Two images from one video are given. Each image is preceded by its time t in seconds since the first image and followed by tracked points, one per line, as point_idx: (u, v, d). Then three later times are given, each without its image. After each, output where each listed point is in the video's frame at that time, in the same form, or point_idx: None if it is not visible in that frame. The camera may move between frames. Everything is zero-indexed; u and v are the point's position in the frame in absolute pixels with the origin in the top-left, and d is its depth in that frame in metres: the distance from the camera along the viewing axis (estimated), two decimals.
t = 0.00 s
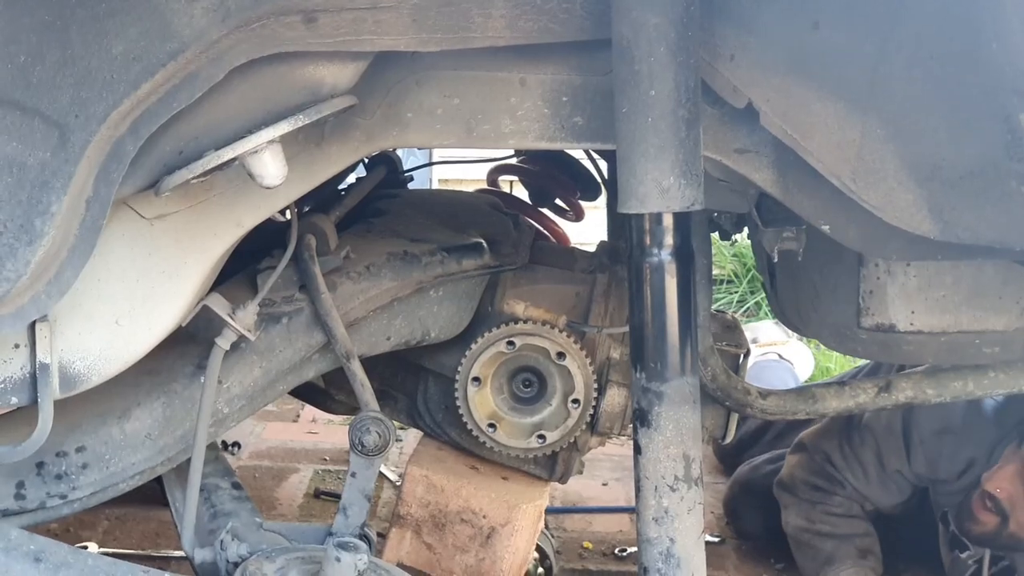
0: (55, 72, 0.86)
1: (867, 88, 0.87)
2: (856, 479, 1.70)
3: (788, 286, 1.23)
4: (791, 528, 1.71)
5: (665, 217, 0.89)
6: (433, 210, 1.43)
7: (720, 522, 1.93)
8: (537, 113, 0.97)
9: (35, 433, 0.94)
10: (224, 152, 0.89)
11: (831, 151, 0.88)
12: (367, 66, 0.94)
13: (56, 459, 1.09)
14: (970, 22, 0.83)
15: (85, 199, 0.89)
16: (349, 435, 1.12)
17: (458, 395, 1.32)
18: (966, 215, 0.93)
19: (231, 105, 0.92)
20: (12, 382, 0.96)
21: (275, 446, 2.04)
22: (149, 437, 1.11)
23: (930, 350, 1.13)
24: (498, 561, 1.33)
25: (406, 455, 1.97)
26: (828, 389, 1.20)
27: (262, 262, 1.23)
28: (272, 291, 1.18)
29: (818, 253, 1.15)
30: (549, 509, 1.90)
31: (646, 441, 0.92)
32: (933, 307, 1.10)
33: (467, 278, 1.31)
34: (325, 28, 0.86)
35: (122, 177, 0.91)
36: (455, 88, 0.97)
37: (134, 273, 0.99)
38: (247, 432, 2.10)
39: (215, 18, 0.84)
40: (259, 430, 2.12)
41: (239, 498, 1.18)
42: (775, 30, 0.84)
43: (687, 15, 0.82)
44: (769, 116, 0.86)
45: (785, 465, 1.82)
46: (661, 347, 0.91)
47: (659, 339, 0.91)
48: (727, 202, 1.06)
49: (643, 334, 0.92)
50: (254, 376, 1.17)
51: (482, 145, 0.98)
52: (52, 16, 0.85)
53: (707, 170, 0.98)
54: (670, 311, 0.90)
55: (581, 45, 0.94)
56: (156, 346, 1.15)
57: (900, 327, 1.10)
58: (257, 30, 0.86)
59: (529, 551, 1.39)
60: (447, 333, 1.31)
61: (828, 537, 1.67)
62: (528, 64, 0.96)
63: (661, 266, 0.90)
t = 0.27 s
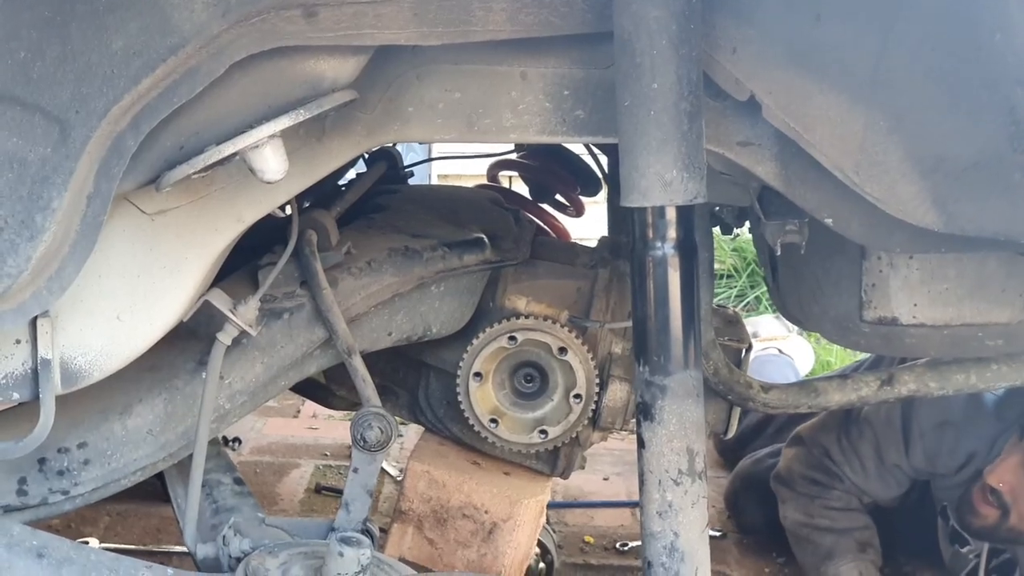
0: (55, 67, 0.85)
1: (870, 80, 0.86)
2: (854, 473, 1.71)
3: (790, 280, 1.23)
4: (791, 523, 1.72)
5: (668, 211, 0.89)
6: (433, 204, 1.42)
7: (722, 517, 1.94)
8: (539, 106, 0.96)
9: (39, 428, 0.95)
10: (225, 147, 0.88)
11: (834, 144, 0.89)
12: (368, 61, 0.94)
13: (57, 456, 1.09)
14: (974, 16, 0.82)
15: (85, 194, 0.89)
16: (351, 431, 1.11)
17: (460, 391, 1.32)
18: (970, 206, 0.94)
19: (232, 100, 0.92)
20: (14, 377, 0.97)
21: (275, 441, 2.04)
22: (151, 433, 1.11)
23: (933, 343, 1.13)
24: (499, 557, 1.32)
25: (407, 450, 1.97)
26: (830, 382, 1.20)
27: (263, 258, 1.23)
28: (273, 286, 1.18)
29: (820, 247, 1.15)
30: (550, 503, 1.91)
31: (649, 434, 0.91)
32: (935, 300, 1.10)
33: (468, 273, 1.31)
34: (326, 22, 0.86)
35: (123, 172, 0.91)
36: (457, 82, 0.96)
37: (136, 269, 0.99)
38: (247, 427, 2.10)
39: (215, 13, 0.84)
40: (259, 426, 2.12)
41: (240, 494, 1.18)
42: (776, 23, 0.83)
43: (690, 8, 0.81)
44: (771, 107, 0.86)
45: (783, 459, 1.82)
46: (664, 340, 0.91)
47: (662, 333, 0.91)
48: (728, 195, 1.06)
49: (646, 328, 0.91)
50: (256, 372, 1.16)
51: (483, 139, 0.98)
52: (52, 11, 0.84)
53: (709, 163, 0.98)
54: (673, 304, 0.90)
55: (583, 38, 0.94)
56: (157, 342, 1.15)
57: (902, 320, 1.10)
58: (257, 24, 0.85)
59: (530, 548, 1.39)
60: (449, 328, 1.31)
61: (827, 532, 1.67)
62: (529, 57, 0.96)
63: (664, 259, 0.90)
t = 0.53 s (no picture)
0: (58, 52, 0.85)
1: (878, 70, 0.86)
2: (852, 470, 1.70)
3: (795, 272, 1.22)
4: (788, 519, 1.70)
5: (675, 199, 0.88)
6: (436, 195, 1.41)
7: (722, 510, 1.95)
8: (545, 94, 0.96)
9: (41, 414, 0.95)
10: (229, 132, 0.88)
11: (843, 133, 0.87)
12: (373, 47, 0.93)
13: (58, 444, 1.08)
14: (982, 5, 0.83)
15: (89, 179, 0.88)
16: (353, 421, 1.11)
17: (462, 382, 1.32)
18: (978, 197, 0.92)
19: (237, 87, 0.91)
20: (15, 364, 0.97)
21: (275, 432, 2.04)
22: (152, 422, 1.10)
23: (936, 335, 1.14)
24: (501, 549, 1.32)
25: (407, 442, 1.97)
26: (834, 375, 1.19)
27: (267, 247, 1.22)
28: (276, 276, 1.17)
29: (827, 239, 1.15)
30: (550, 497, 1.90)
31: (654, 425, 0.91)
32: (940, 293, 1.08)
33: (471, 264, 1.30)
34: (331, 7, 0.85)
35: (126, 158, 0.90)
36: (462, 69, 0.96)
37: (138, 255, 0.98)
38: (248, 418, 2.10)
39: None
40: (260, 417, 2.12)
41: (241, 484, 1.17)
42: (783, 12, 0.83)
43: None
44: (778, 96, 0.85)
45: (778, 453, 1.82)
46: (670, 331, 0.90)
47: (668, 323, 0.90)
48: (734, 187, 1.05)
49: (652, 317, 0.91)
50: (259, 362, 1.16)
51: (488, 127, 0.97)
52: None
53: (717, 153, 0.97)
54: (679, 294, 0.90)
55: (590, 26, 0.93)
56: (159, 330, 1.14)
57: (907, 313, 1.08)
58: (262, 9, 0.84)
59: (533, 540, 1.39)
60: (451, 319, 1.31)
61: (825, 528, 1.67)
62: (536, 45, 0.95)
63: (670, 248, 0.90)
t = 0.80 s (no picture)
0: (54, 45, 0.83)
1: (885, 59, 0.84)
2: (855, 467, 1.70)
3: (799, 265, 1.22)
4: (791, 516, 1.72)
5: (681, 189, 0.87)
6: (436, 192, 1.40)
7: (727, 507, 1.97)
8: (547, 85, 0.95)
9: (38, 414, 0.93)
10: (228, 126, 0.86)
11: (850, 122, 0.87)
12: (374, 39, 0.93)
13: (56, 444, 1.06)
14: None
15: (87, 173, 0.87)
16: (356, 420, 1.09)
17: (465, 380, 1.30)
18: (985, 185, 0.93)
19: (236, 80, 0.90)
20: (13, 363, 0.95)
21: (276, 433, 2.03)
22: (152, 422, 1.09)
23: (946, 329, 1.11)
24: (504, 549, 1.31)
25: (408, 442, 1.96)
26: (839, 368, 1.18)
27: (268, 245, 1.21)
28: (276, 274, 1.16)
29: (830, 232, 1.13)
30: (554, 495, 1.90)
31: (661, 417, 0.90)
32: (947, 285, 1.09)
33: (474, 261, 1.29)
34: None
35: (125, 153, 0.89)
36: (464, 61, 0.95)
37: (138, 252, 0.97)
38: (248, 419, 2.09)
39: None
40: (260, 417, 2.11)
41: (243, 484, 1.16)
42: None
43: None
44: (783, 85, 0.84)
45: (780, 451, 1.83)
46: (677, 322, 0.90)
47: (675, 314, 0.90)
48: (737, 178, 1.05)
49: (659, 309, 0.90)
50: (260, 360, 1.15)
51: (491, 119, 0.96)
52: None
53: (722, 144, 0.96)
54: (686, 285, 0.89)
55: (593, 16, 0.93)
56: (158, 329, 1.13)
57: (913, 305, 1.09)
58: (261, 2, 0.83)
59: (536, 539, 1.37)
60: (454, 316, 1.29)
61: (829, 526, 1.68)
62: (538, 35, 0.94)
63: (677, 239, 0.89)
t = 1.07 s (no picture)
0: (52, 27, 0.82)
1: (891, 42, 0.84)
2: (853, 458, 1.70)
3: (802, 257, 1.22)
4: (790, 513, 1.72)
5: (686, 175, 0.86)
6: (437, 185, 1.40)
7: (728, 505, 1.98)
8: (551, 72, 0.94)
9: (36, 405, 0.91)
10: (228, 110, 0.85)
11: (858, 109, 0.86)
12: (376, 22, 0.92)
13: (54, 437, 1.05)
14: None
15: (84, 158, 0.86)
16: (356, 413, 1.07)
17: (465, 374, 1.29)
18: (994, 173, 0.92)
19: (236, 64, 0.89)
20: (10, 352, 0.94)
21: (273, 429, 2.02)
22: (150, 414, 1.08)
23: (948, 319, 1.12)
24: (504, 543, 1.30)
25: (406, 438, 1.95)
26: (842, 361, 1.17)
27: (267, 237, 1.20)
28: (276, 265, 1.15)
29: (838, 221, 1.13)
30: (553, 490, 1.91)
31: (666, 407, 0.89)
32: (951, 276, 1.07)
33: (475, 254, 1.28)
34: None
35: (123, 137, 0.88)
36: (466, 47, 0.94)
37: (136, 240, 0.96)
38: (245, 415, 2.08)
39: None
40: (257, 413, 2.10)
41: (242, 476, 1.15)
42: None
43: None
44: (791, 72, 0.84)
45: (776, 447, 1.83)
46: (683, 310, 0.89)
47: (680, 303, 0.89)
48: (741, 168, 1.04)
49: (664, 297, 0.89)
50: (259, 353, 1.13)
51: (495, 106, 0.96)
52: None
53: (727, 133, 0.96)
54: (691, 273, 0.88)
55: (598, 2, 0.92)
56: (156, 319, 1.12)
57: (918, 296, 1.07)
58: None
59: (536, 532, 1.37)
60: (455, 310, 1.28)
61: (827, 521, 1.68)
62: (542, 21, 0.93)
63: (682, 226, 0.88)
